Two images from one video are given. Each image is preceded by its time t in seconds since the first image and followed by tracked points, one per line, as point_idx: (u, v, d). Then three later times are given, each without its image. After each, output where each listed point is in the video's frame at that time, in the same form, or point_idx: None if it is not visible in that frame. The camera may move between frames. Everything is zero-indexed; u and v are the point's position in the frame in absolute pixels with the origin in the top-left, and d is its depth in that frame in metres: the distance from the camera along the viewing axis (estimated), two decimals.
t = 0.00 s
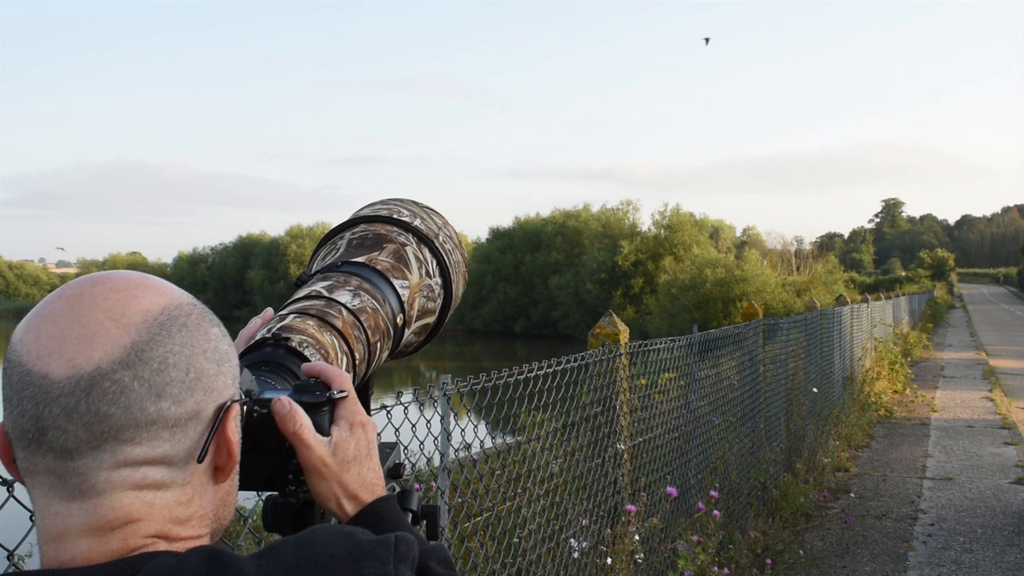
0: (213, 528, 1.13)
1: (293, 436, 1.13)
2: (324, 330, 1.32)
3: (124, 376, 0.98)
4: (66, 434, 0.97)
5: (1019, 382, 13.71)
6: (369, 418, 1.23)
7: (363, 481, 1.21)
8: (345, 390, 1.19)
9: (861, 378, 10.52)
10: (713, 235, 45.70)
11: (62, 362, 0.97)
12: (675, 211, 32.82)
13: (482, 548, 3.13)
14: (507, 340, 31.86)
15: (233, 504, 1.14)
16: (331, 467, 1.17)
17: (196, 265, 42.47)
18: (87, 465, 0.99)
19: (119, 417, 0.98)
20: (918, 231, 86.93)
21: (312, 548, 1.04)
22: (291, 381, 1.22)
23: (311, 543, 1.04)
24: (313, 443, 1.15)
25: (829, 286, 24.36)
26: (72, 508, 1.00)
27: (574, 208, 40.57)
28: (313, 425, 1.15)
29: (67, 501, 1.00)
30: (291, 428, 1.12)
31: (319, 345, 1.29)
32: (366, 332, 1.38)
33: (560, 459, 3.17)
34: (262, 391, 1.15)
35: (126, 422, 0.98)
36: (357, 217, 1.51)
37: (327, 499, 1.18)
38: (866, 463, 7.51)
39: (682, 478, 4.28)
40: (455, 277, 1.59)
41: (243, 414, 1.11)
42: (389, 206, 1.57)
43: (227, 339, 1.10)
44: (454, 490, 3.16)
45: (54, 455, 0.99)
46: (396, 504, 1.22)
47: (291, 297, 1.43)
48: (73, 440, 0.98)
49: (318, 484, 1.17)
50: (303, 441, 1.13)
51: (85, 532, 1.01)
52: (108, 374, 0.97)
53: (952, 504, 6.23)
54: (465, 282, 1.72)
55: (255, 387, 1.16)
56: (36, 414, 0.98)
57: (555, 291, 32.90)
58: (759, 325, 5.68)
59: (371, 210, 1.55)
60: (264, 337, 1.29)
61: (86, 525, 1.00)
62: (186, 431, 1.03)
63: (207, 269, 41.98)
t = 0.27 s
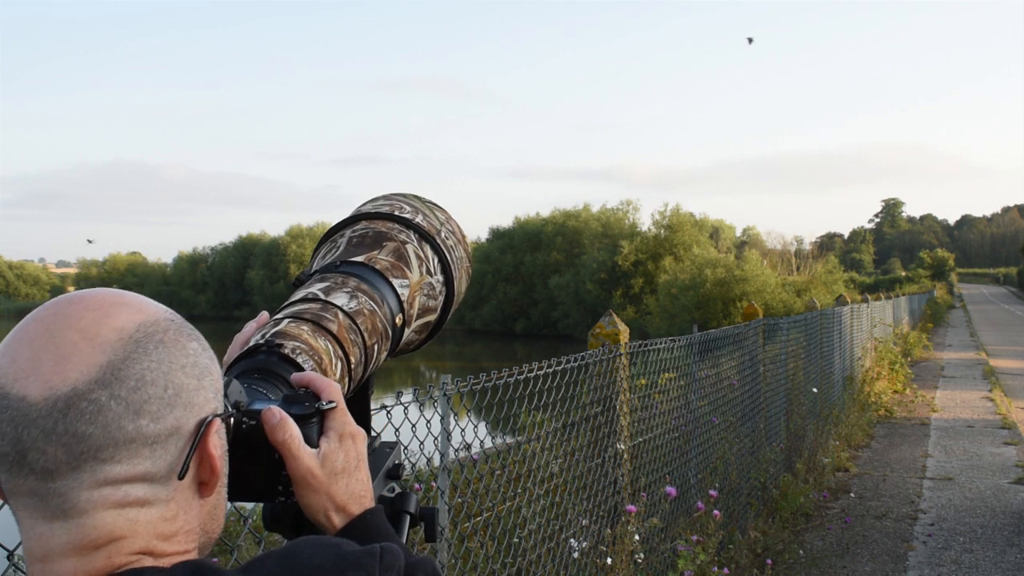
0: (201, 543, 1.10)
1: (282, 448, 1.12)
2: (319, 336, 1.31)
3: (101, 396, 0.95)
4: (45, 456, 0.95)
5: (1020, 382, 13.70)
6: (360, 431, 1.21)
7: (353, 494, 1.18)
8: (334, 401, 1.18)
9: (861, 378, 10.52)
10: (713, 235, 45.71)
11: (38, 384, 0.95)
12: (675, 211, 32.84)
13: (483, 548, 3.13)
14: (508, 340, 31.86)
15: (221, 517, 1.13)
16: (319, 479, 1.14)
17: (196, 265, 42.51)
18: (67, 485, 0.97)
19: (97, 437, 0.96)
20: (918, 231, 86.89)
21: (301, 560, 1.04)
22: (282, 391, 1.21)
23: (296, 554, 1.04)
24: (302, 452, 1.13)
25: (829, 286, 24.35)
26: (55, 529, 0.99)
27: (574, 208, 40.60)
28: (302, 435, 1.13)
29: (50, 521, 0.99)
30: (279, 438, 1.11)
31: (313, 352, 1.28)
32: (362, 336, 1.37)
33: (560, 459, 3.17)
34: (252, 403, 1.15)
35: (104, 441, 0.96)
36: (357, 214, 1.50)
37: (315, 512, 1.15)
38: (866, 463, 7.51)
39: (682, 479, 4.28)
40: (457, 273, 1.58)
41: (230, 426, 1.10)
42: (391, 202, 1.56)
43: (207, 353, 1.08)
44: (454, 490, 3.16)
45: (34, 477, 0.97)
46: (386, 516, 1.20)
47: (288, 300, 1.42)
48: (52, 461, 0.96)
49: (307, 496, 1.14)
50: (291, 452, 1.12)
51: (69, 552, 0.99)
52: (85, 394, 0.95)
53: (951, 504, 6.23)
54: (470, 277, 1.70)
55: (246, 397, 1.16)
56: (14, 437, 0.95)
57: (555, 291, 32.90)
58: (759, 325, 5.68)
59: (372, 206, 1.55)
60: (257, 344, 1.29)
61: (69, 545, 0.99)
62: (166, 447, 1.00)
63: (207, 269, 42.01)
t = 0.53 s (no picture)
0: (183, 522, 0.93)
1: (272, 449, 1.09)
2: (314, 336, 1.30)
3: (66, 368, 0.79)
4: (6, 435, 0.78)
5: (1019, 382, 13.71)
6: (350, 437, 1.18)
7: (341, 497, 1.14)
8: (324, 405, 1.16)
9: (861, 378, 10.52)
10: (713, 235, 45.74)
11: None
12: (675, 211, 32.87)
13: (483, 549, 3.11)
14: (508, 339, 31.88)
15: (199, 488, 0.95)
16: (308, 482, 1.11)
17: (196, 265, 42.55)
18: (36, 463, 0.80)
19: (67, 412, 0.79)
20: (918, 230, 86.88)
21: (308, 545, 0.86)
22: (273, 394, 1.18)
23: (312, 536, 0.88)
24: (292, 453, 1.10)
25: (829, 285, 24.37)
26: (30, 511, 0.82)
27: (574, 208, 40.63)
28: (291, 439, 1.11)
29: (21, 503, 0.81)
30: (270, 438, 1.08)
31: (307, 353, 1.26)
32: (360, 336, 1.36)
33: (560, 459, 3.18)
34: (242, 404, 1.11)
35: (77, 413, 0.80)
36: (359, 213, 1.50)
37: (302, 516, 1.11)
38: (866, 463, 7.51)
39: (682, 479, 4.28)
40: (459, 272, 1.58)
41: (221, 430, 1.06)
42: (395, 201, 1.56)
43: (173, 320, 0.91)
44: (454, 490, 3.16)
45: None
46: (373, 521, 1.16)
47: (286, 300, 1.42)
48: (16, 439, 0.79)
49: (293, 500, 1.10)
50: (281, 453, 1.08)
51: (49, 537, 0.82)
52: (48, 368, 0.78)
53: (952, 504, 6.23)
54: (473, 278, 1.70)
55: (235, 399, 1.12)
56: None
57: (555, 290, 32.91)
58: (759, 325, 5.68)
59: (375, 206, 1.55)
60: (251, 345, 1.28)
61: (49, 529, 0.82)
62: (139, 420, 0.84)
63: (208, 269, 42.06)
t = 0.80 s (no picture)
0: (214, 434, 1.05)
1: (266, 447, 1.10)
2: (311, 336, 1.30)
3: (84, 315, 0.86)
4: (35, 386, 0.87)
5: (1020, 382, 13.69)
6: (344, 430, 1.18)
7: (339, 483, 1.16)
8: (318, 400, 1.16)
9: (861, 378, 10.51)
10: (713, 235, 45.66)
11: (13, 313, 0.85)
12: (675, 211, 32.83)
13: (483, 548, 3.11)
14: (508, 339, 31.83)
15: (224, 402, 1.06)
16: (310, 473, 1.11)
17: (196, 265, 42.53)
18: (67, 415, 0.89)
19: (89, 358, 0.87)
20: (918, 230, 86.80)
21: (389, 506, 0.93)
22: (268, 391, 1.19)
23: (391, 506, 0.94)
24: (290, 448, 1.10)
25: (829, 285, 24.33)
26: (69, 457, 0.92)
27: (574, 208, 40.57)
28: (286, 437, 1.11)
29: (62, 451, 0.91)
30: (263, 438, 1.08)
31: (304, 352, 1.26)
32: (359, 336, 1.36)
33: (560, 459, 3.17)
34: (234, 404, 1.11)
35: (98, 360, 0.87)
36: (361, 214, 1.50)
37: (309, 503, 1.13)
38: (866, 463, 7.51)
39: (682, 479, 4.28)
40: (462, 273, 1.57)
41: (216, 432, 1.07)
42: (398, 202, 1.56)
43: (184, 237, 0.97)
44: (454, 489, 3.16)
45: (29, 410, 0.88)
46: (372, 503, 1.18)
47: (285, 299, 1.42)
48: (44, 388, 0.87)
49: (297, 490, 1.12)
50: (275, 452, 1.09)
51: (92, 478, 0.92)
52: (65, 316, 0.85)
53: (952, 504, 6.22)
54: (478, 278, 1.68)
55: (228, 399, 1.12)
56: None
57: (555, 291, 32.87)
58: (759, 325, 5.68)
59: (377, 206, 1.54)
60: (249, 344, 1.27)
61: (90, 471, 0.92)
62: (163, 352, 0.92)
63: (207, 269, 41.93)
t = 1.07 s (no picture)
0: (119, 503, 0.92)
1: (226, 441, 1.06)
2: (297, 335, 1.26)
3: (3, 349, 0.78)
4: None
5: (1019, 382, 13.71)
6: (314, 435, 1.13)
7: (295, 492, 1.09)
8: (289, 398, 1.12)
9: (861, 378, 10.52)
10: (713, 235, 45.72)
11: None
12: (675, 211, 32.86)
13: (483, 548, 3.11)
14: (508, 339, 31.83)
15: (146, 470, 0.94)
16: (261, 473, 1.06)
17: (197, 265, 42.55)
18: None
19: None
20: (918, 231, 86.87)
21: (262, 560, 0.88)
22: (244, 387, 1.16)
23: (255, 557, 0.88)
24: (249, 444, 1.06)
25: (829, 285, 24.36)
26: None
27: (574, 208, 40.61)
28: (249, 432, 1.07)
29: None
30: (224, 428, 1.04)
31: (288, 350, 1.23)
32: (350, 335, 1.33)
33: (560, 458, 3.17)
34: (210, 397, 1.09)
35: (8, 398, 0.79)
36: (368, 214, 1.50)
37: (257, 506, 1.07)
38: (866, 463, 7.51)
39: (682, 479, 4.28)
40: (470, 273, 1.56)
41: (182, 421, 1.04)
42: (407, 202, 1.56)
43: (132, 297, 0.88)
44: (455, 489, 3.17)
45: None
46: (328, 520, 1.09)
47: (282, 298, 1.40)
48: None
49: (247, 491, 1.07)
50: (235, 445, 1.05)
51: None
52: None
53: (951, 504, 6.23)
54: (490, 280, 1.67)
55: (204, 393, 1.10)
56: None
57: (555, 291, 32.89)
58: (759, 325, 5.68)
59: (386, 207, 1.55)
60: (235, 342, 1.25)
61: None
62: (78, 402, 0.82)
63: (208, 269, 41.92)
